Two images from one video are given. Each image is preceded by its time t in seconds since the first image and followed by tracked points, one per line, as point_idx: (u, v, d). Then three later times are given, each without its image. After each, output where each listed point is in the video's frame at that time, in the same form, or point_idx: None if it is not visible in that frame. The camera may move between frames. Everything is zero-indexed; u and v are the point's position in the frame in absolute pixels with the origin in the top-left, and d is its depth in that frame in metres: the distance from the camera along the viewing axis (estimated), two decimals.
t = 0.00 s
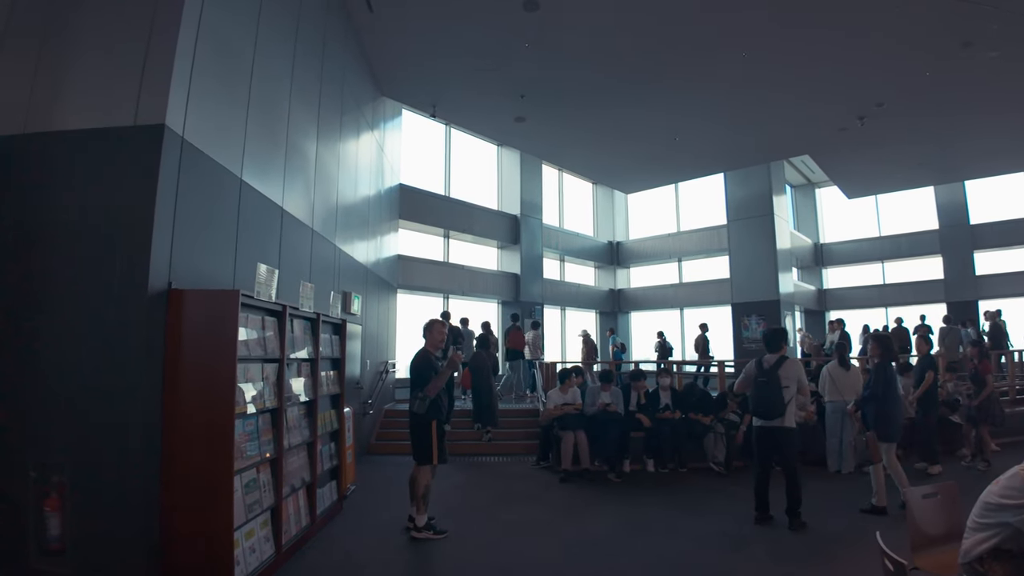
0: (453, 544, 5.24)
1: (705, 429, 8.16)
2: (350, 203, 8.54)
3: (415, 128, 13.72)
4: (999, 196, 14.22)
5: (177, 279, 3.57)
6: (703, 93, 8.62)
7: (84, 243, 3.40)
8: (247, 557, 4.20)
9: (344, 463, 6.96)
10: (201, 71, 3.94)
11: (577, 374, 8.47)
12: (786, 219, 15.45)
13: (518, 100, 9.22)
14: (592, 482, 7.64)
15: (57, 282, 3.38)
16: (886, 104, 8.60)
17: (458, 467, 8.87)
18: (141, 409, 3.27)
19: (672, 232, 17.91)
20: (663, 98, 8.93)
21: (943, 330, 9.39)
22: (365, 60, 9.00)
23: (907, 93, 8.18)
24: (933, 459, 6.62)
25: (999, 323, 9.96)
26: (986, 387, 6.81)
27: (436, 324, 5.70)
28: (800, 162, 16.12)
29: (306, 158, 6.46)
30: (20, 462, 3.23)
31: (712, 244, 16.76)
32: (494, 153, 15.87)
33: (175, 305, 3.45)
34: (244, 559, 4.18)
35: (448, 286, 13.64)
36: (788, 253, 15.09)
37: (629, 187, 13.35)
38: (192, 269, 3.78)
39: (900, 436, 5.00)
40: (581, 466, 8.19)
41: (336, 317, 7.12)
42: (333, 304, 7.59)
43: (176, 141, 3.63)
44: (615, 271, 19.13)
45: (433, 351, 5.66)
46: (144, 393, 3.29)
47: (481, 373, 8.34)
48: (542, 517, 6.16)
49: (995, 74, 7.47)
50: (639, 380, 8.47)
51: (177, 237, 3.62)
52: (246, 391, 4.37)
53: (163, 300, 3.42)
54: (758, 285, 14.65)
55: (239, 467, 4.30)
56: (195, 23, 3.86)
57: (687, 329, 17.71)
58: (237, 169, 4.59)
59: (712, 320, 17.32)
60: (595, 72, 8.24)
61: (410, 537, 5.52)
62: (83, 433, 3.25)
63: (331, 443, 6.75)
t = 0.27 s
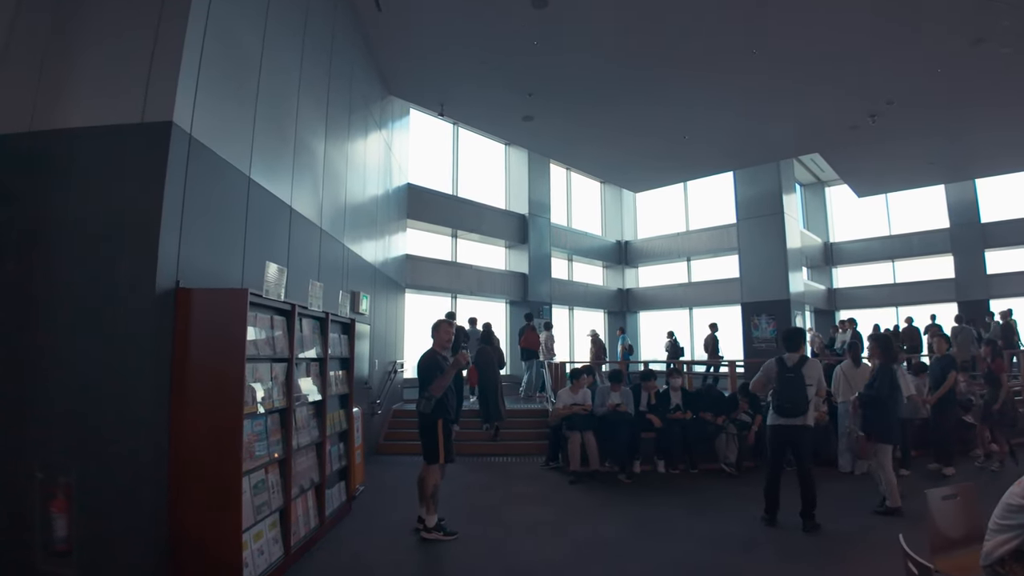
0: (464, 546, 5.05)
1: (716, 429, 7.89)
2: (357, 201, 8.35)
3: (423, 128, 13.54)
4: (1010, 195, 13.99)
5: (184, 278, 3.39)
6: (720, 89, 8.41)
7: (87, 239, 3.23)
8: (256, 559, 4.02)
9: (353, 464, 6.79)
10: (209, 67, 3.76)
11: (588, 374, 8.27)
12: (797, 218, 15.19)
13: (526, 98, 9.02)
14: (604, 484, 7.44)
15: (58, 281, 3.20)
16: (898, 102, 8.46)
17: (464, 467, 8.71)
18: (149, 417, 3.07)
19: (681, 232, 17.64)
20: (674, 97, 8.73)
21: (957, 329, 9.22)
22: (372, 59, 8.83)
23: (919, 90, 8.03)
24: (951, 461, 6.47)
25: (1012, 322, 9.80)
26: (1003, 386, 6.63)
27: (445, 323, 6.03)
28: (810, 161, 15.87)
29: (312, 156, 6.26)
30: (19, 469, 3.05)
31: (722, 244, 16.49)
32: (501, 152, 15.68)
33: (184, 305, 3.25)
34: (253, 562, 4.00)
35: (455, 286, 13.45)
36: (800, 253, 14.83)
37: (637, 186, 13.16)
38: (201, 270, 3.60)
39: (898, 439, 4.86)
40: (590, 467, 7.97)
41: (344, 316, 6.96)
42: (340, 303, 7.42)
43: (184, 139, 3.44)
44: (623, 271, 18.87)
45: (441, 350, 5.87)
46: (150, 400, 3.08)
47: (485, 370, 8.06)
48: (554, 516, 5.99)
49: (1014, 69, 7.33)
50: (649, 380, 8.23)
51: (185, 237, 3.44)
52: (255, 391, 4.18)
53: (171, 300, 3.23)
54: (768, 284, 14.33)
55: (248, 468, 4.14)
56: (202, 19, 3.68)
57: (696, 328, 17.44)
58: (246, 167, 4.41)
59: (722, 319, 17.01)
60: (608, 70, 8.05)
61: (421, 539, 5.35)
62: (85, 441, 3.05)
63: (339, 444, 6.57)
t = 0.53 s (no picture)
0: (469, 548, 4.82)
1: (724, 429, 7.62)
2: (361, 200, 8.06)
3: (426, 125, 13.27)
4: (1020, 192, 13.65)
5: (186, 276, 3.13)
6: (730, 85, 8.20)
7: (89, 239, 2.97)
8: (259, 564, 3.76)
9: (357, 464, 6.51)
10: (212, 59, 3.49)
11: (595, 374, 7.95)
12: (803, 217, 14.95)
13: (532, 96, 8.78)
14: (613, 484, 7.21)
15: (57, 278, 2.95)
16: (906, 98, 8.32)
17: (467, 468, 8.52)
18: (149, 427, 2.81)
19: (687, 231, 17.34)
20: (682, 94, 8.51)
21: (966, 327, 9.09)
22: (379, 59, 8.57)
23: (929, 83, 7.87)
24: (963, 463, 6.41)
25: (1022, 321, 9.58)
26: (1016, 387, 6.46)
27: (451, 320, 5.13)
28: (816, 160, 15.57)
29: (316, 155, 5.96)
30: (13, 479, 2.80)
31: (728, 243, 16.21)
32: (506, 151, 15.40)
33: (186, 304, 3.00)
34: (256, 566, 3.75)
35: (460, 286, 13.19)
36: (805, 252, 14.61)
37: (642, 185, 12.93)
38: (204, 271, 3.33)
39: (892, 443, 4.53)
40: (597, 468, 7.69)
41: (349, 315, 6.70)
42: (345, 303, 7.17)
43: (186, 134, 3.16)
44: (628, 270, 18.57)
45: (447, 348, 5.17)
46: (150, 410, 2.82)
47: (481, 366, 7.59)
48: (562, 517, 5.77)
49: None
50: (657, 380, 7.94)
51: (187, 233, 3.17)
52: (259, 389, 3.94)
53: (172, 299, 2.98)
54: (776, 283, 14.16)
55: (251, 470, 3.89)
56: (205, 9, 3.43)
57: (701, 328, 17.11)
58: (249, 165, 4.12)
59: (729, 319, 16.66)
60: (616, 67, 7.84)
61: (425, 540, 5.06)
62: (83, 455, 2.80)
63: (344, 444, 6.28)
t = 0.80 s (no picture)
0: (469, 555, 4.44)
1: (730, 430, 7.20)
2: (362, 197, 7.68)
3: (425, 122, 12.95)
4: None
5: (178, 273, 2.81)
6: (728, 85, 7.95)
7: (71, 234, 2.66)
8: (251, 569, 3.41)
9: (356, 465, 6.10)
10: (205, 51, 3.14)
11: (601, 372, 7.61)
12: (808, 215, 14.54)
13: (533, 92, 8.39)
14: (616, 485, 6.85)
15: (35, 274, 2.63)
16: (912, 96, 8.01)
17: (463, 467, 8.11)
18: (136, 442, 2.49)
19: (691, 228, 16.87)
20: (687, 90, 8.15)
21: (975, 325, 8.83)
22: (375, 49, 8.24)
23: (936, 82, 7.58)
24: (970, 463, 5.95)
25: None
26: None
27: (451, 322, 4.59)
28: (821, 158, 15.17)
29: (315, 148, 5.57)
30: None
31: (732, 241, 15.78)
32: (508, 147, 14.92)
33: (176, 302, 2.65)
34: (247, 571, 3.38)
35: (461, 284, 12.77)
36: (810, 251, 14.20)
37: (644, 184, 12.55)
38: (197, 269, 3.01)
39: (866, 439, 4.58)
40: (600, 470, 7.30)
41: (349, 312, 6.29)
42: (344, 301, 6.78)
43: (176, 126, 2.83)
44: (631, 269, 18.09)
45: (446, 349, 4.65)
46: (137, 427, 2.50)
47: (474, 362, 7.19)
48: (566, 517, 5.41)
49: None
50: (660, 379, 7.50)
51: (179, 227, 2.86)
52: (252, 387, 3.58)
53: (161, 297, 2.63)
54: (781, 280, 13.78)
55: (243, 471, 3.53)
56: None
57: (705, 326, 16.61)
58: (243, 158, 3.77)
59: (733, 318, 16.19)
60: (617, 64, 7.55)
61: (426, 542, 4.59)
62: (63, 475, 2.49)
63: (343, 444, 5.88)
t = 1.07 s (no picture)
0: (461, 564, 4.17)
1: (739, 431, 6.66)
2: (358, 192, 7.22)
3: (423, 117, 12.26)
4: None
5: (159, 264, 2.65)
6: (729, 81, 7.77)
7: (47, 228, 2.50)
8: None
9: (349, 466, 5.53)
10: (189, 30, 2.95)
11: (605, 371, 6.96)
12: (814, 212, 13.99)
13: (534, 85, 8.06)
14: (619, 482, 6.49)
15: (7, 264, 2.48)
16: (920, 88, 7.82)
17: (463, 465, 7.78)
18: (114, 445, 2.34)
19: (694, 226, 16.24)
20: (690, 85, 7.93)
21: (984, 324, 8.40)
22: (375, 43, 7.76)
23: (943, 75, 7.45)
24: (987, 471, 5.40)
25: None
26: None
27: (450, 315, 4.27)
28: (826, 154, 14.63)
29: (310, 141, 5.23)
30: None
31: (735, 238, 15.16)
32: (508, 146, 14.27)
33: (159, 293, 2.51)
34: None
35: (461, 282, 12.15)
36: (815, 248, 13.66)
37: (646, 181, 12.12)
38: (182, 263, 2.83)
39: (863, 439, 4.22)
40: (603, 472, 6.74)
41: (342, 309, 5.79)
42: (338, 299, 6.23)
43: (157, 112, 2.67)
44: (633, 267, 17.37)
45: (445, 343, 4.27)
46: (116, 429, 2.34)
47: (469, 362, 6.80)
48: (574, 522, 4.91)
49: None
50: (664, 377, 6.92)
51: (160, 216, 2.68)
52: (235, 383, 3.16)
53: (142, 289, 2.49)
54: (784, 275, 13.32)
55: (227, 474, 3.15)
56: None
57: (708, 326, 16.07)
58: (232, 146, 3.53)
59: (737, 317, 15.55)
60: (617, 56, 7.27)
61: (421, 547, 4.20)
62: (37, 483, 2.33)
63: (336, 446, 5.32)
